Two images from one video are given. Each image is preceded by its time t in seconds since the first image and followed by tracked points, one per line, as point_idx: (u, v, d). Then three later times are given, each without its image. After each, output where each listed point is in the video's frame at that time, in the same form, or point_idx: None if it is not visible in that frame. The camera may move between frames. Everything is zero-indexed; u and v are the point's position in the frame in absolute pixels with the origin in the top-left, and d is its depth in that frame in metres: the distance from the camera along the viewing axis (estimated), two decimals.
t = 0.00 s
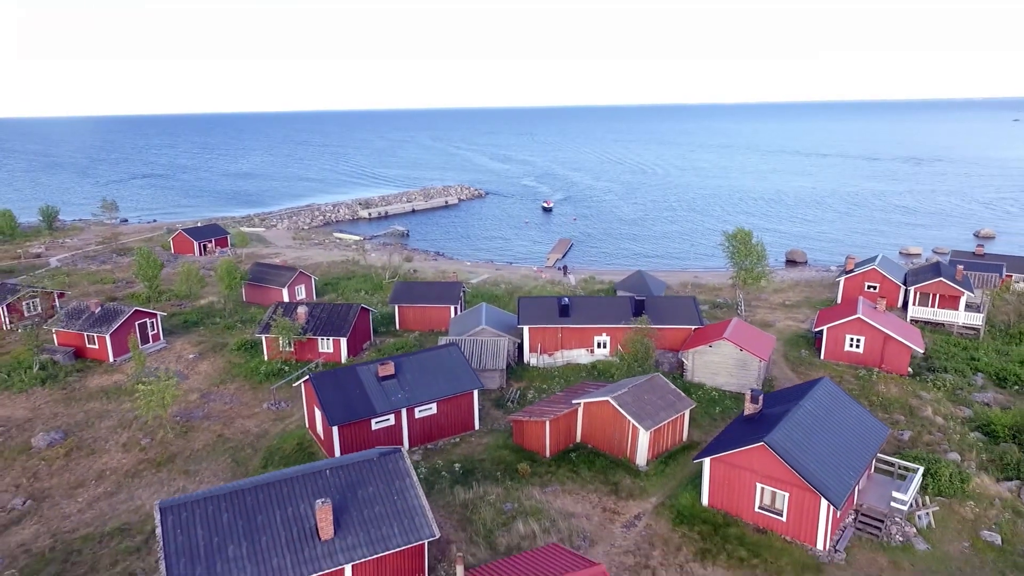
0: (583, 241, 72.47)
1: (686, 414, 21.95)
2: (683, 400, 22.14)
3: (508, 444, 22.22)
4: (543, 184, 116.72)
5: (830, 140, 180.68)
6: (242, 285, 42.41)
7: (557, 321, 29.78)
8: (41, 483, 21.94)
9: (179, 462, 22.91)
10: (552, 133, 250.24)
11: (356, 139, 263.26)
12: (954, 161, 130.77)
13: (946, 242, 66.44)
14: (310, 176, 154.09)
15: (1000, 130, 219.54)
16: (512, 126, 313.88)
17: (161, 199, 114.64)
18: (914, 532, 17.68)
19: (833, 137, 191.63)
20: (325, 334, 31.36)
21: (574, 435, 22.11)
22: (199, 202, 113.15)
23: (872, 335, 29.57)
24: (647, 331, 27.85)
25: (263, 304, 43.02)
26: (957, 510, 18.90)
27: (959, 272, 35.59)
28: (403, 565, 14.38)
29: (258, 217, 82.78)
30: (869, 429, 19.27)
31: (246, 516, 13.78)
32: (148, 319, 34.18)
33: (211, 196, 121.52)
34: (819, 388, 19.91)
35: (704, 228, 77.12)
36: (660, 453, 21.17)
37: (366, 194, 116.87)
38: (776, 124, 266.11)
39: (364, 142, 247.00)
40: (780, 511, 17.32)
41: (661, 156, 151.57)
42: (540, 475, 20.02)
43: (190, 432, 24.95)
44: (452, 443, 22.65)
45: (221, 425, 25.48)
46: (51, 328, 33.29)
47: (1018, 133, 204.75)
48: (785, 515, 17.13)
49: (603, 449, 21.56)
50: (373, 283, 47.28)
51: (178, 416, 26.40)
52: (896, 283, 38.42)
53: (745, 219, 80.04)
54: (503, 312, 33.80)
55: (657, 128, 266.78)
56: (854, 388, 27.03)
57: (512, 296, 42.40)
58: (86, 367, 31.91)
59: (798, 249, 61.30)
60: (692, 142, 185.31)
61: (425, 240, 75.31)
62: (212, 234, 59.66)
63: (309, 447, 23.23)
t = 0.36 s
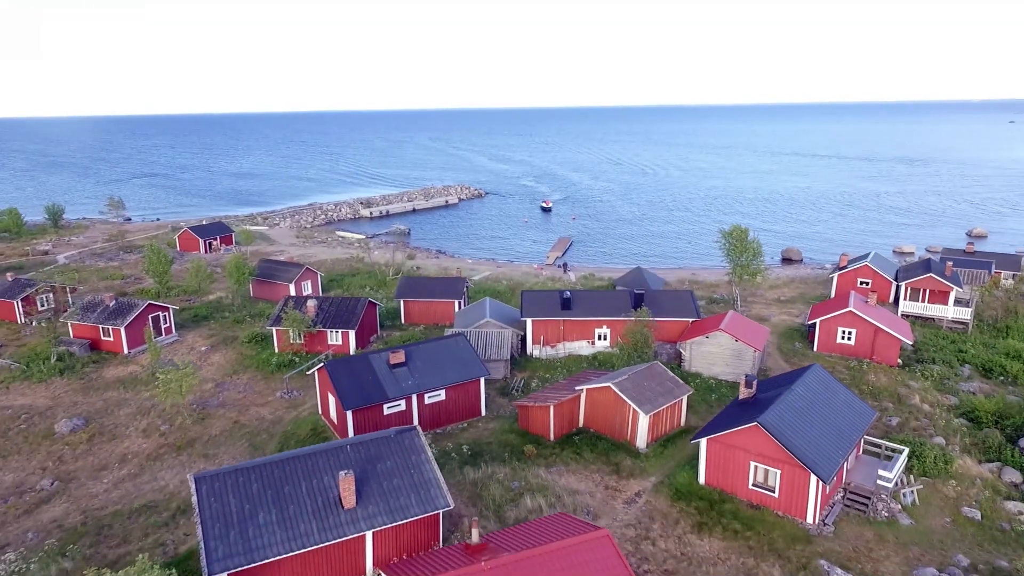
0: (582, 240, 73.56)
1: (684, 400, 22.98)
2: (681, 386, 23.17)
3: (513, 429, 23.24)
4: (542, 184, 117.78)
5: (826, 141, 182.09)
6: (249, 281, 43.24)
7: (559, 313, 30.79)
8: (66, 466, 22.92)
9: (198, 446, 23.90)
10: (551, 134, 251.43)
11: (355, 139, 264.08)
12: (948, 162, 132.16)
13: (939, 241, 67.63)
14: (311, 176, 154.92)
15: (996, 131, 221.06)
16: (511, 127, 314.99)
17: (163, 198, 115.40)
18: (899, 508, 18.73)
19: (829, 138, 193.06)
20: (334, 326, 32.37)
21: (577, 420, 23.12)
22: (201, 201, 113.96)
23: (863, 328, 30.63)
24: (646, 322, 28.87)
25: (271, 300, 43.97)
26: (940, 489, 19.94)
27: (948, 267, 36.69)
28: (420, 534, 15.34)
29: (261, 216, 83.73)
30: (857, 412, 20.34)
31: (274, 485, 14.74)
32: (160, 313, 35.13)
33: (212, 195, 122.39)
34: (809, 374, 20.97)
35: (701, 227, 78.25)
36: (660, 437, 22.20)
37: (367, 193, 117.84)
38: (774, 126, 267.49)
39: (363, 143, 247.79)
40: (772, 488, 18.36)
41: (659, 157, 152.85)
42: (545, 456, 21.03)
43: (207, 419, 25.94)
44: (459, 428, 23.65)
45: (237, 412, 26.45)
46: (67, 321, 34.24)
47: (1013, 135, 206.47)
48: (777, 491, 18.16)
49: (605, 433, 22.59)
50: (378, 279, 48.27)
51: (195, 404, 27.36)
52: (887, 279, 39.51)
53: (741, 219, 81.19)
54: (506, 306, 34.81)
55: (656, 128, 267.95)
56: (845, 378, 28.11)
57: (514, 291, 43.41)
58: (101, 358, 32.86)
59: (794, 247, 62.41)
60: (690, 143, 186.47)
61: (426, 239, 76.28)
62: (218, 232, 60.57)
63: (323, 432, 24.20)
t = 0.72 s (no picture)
0: (583, 238, 74.62)
1: (683, 387, 24.03)
2: (681, 373, 24.24)
3: (520, 414, 24.31)
4: (542, 185, 118.82)
5: (825, 142, 183.27)
6: (258, 277, 44.18)
7: (563, 306, 31.87)
8: (93, 449, 23.99)
9: (218, 431, 24.95)
10: (551, 134, 252.95)
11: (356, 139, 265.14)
12: (945, 163, 133.37)
13: (933, 239, 68.77)
14: (313, 175, 155.84)
15: (992, 133, 222.42)
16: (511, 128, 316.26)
17: (167, 198, 116.39)
18: (886, 486, 19.81)
19: (828, 139, 194.20)
20: (344, 319, 33.45)
21: (581, 405, 24.20)
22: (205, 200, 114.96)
23: (856, 320, 31.74)
24: (647, 314, 29.94)
25: (280, 295, 44.97)
26: (926, 468, 21.05)
27: (940, 263, 37.83)
28: (436, 505, 16.39)
29: (265, 215, 84.72)
30: (846, 396, 21.44)
31: (301, 458, 15.77)
32: (175, 307, 36.19)
33: (216, 194, 123.45)
34: (801, 360, 22.07)
35: (700, 226, 79.37)
36: (660, 422, 23.26)
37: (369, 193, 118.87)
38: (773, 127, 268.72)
39: (363, 143, 248.64)
40: (767, 466, 19.43)
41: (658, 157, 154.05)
42: (551, 438, 22.12)
43: (225, 406, 27.01)
44: (468, 414, 24.73)
45: (253, 399, 27.52)
46: (85, 313, 35.26)
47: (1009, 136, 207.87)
48: (771, 469, 19.25)
49: (608, 418, 23.66)
50: (384, 275, 49.33)
51: (212, 392, 28.42)
52: (881, 275, 40.63)
53: (739, 218, 82.28)
54: (511, 300, 35.88)
55: (655, 129, 269.27)
56: (838, 368, 29.22)
57: (517, 286, 44.46)
58: (118, 350, 33.89)
59: (791, 246, 63.53)
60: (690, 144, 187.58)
61: (429, 237, 77.29)
62: (225, 230, 61.55)
63: (338, 418, 25.27)
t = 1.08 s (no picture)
0: (583, 237, 75.73)
1: (683, 375, 25.15)
2: (681, 362, 25.38)
3: (527, 401, 25.42)
4: (543, 185, 119.91)
5: (823, 143, 184.45)
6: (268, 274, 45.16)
7: (567, 300, 33.01)
8: (119, 434, 25.10)
9: (237, 417, 26.06)
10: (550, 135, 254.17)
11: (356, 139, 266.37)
12: (942, 164, 134.57)
13: (928, 238, 69.96)
14: (314, 176, 156.80)
15: (988, 134, 223.66)
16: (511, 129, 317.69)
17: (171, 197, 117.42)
18: (875, 466, 20.93)
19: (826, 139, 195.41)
20: (355, 313, 34.55)
21: (585, 392, 25.33)
22: (208, 199, 116.10)
23: (849, 314, 32.86)
24: (647, 307, 31.06)
25: (289, 291, 45.99)
26: (913, 451, 22.21)
27: (931, 260, 38.96)
28: (453, 479, 17.50)
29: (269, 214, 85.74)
30: (837, 382, 22.61)
31: (328, 435, 16.87)
32: (189, 301, 37.29)
33: (219, 194, 124.64)
34: (794, 349, 23.25)
35: (699, 226, 80.52)
36: (661, 407, 24.37)
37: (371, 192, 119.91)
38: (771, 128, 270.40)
39: (363, 143, 249.48)
40: (762, 447, 20.56)
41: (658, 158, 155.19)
42: (557, 423, 23.24)
43: (243, 394, 28.12)
44: (477, 401, 25.84)
45: (270, 388, 28.63)
46: (102, 307, 36.35)
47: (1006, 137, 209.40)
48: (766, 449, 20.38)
49: (611, 404, 24.77)
50: (390, 271, 50.41)
51: (230, 381, 29.54)
52: (875, 272, 41.78)
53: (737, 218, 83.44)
54: (515, 295, 36.99)
55: (654, 130, 270.85)
56: (831, 358, 30.37)
57: (521, 282, 45.54)
58: (135, 342, 34.99)
59: (788, 244, 64.67)
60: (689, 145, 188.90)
61: (431, 236, 78.33)
62: (232, 228, 62.53)
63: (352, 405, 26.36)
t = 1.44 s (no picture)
0: (584, 236, 76.93)
1: (683, 363, 26.31)
2: (682, 351, 26.55)
3: (534, 388, 26.58)
4: (544, 185, 121.10)
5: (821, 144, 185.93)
6: (278, 270, 46.19)
7: (571, 294, 34.15)
8: (144, 419, 26.24)
9: (256, 403, 27.20)
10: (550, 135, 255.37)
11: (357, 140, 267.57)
12: (938, 164, 135.98)
13: (923, 237, 71.25)
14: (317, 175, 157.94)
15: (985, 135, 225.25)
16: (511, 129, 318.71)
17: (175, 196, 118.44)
18: (865, 448, 22.08)
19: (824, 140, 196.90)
20: (366, 306, 35.70)
21: (590, 379, 26.48)
22: (212, 198, 117.27)
23: (843, 308, 34.03)
24: (649, 300, 32.19)
25: (298, 287, 47.05)
26: (901, 434, 23.36)
27: (924, 256, 40.16)
28: (468, 456, 18.67)
29: (275, 212, 86.88)
30: (829, 369, 23.82)
31: (352, 414, 18.01)
32: (203, 295, 38.44)
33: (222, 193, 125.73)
34: (789, 338, 24.46)
35: (698, 225, 81.68)
36: (663, 394, 25.53)
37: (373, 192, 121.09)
38: (770, 129, 271.53)
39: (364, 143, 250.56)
40: (758, 429, 21.73)
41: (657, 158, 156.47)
42: (564, 408, 24.39)
43: (261, 382, 29.28)
44: (487, 388, 27.00)
45: (287, 377, 29.80)
46: (120, 300, 37.48)
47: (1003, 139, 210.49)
48: (762, 431, 21.55)
49: (615, 391, 25.94)
50: (396, 268, 51.54)
51: (247, 371, 30.69)
52: (869, 268, 42.98)
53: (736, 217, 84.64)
54: (521, 289, 38.16)
55: (653, 131, 271.84)
56: (826, 349, 31.54)
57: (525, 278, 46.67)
58: (153, 335, 36.13)
59: (786, 243, 65.86)
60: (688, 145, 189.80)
61: (434, 235, 79.45)
62: (240, 226, 63.56)
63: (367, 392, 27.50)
